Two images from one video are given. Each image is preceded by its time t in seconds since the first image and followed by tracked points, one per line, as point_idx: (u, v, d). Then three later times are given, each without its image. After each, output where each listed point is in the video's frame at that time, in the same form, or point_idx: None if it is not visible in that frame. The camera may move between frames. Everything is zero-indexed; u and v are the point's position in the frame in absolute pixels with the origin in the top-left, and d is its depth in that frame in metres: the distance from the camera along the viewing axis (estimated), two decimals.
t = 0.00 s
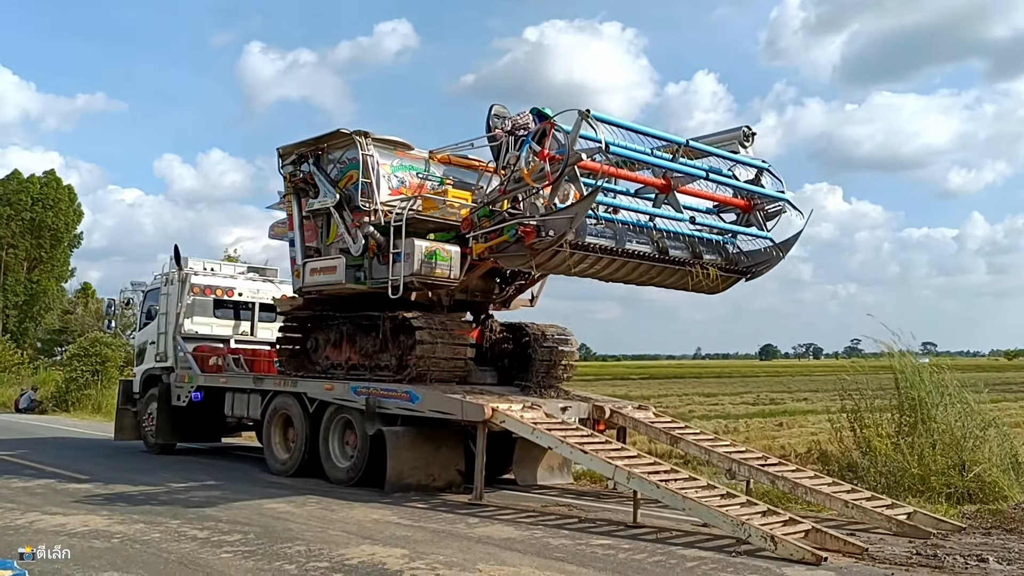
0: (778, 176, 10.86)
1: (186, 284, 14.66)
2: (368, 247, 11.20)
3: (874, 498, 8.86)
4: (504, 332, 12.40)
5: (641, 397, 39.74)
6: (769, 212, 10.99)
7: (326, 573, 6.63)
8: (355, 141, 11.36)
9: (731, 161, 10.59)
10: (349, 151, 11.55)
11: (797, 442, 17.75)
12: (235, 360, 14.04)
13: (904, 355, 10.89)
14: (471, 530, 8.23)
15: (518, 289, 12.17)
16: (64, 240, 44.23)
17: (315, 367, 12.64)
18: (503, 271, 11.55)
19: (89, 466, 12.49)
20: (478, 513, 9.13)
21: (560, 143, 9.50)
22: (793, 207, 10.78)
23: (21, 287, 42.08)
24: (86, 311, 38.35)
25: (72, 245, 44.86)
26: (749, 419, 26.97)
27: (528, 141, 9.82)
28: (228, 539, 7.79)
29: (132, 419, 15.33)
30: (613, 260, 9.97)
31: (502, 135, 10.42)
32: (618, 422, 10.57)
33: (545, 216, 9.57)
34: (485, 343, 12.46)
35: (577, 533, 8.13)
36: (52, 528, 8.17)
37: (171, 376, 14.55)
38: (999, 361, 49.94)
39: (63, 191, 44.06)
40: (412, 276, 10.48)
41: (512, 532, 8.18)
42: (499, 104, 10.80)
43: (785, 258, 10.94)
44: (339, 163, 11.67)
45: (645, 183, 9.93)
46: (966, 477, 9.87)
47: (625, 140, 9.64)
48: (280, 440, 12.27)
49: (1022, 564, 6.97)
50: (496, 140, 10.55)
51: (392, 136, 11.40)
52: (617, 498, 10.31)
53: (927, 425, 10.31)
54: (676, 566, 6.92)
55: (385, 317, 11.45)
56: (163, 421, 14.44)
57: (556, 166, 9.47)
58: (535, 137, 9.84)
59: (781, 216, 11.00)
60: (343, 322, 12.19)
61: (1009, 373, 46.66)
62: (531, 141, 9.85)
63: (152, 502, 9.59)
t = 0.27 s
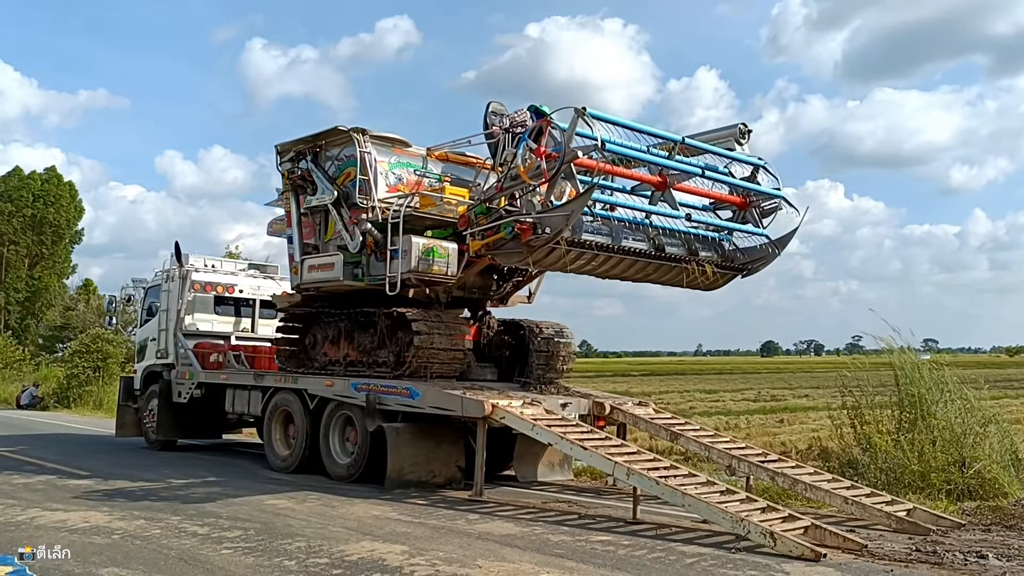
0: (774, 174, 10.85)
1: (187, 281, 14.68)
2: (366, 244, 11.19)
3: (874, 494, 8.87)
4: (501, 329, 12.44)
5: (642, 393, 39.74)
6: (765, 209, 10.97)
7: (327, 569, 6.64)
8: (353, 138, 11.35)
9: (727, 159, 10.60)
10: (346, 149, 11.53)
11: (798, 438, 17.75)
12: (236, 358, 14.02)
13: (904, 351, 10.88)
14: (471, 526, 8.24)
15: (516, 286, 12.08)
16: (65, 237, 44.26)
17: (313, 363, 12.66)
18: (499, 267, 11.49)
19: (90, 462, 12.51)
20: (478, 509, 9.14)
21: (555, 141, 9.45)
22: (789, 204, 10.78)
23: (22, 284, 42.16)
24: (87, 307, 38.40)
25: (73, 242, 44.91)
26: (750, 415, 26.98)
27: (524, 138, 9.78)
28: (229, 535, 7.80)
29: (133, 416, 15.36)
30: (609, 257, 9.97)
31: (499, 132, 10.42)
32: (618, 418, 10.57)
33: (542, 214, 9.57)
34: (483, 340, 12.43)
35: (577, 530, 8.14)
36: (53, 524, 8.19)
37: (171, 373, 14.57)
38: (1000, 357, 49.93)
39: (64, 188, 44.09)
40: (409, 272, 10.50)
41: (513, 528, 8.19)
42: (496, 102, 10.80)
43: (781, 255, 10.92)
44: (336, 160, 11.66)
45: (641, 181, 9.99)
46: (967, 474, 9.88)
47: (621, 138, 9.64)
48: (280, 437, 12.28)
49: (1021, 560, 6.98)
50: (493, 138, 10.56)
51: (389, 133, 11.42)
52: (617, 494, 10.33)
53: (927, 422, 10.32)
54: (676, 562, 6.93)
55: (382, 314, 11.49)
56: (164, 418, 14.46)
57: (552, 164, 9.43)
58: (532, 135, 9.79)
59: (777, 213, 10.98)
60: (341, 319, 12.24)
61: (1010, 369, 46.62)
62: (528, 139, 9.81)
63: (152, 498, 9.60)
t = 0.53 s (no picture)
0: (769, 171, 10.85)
1: (188, 280, 14.69)
2: (363, 242, 11.22)
3: (874, 491, 8.87)
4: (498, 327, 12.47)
5: (643, 390, 39.73)
6: (760, 207, 10.98)
7: (327, 567, 6.65)
8: (349, 137, 11.34)
9: (722, 157, 10.61)
10: (344, 148, 11.50)
11: (799, 435, 17.74)
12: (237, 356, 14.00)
13: (904, 349, 10.87)
14: (472, 524, 8.25)
15: (513, 284, 12.10)
16: (66, 236, 44.28)
17: (311, 362, 12.67)
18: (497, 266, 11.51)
19: (91, 461, 12.52)
20: (479, 507, 9.14)
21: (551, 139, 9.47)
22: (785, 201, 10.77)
23: (23, 283, 42.20)
24: (88, 306, 38.43)
25: (74, 240, 44.94)
26: (751, 412, 26.99)
27: (520, 137, 9.77)
28: (230, 533, 7.80)
29: (134, 415, 15.37)
30: (605, 255, 9.96)
31: (496, 131, 10.48)
32: (618, 416, 10.57)
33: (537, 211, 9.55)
34: (480, 338, 12.44)
35: (577, 527, 8.14)
36: (54, 523, 8.20)
37: (172, 372, 14.58)
38: (1002, 354, 49.88)
39: (63, 187, 44.10)
40: (406, 270, 10.49)
41: (513, 526, 8.19)
42: (493, 101, 10.81)
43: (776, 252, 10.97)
44: (334, 159, 11.65)
45: (636, 179, 10.03)
46: (967, 471, 9.87)
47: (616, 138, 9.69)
48: (281, 435, 12.29)
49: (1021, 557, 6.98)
50: (490, 137, 10.61)
51: (386, 132, 11.42)
52: (617, 492, 10.33)
53: (928, 419, 10.32)
54: (676, 560, 6.93)
55: (379, 312, 11.49)
56: (165, 417, 14.47)
57: (547, 162, 9.43)
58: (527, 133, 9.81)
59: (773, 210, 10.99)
60: (339, 317, 12.24)
61: (1011, 366, 46.59)
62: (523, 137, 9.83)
63: (153, 497, 9.61)
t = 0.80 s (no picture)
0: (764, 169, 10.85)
1: (188, 280, 14.70)
2: (361, 242, 11.22)
3: (875, 489, 8.87)
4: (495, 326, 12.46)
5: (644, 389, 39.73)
6: (755, 205, 10.98)
7: (329, 566, 6.65)
8: (347, 137, 11.37)
9: (718, 155, 10.61)
10: (342, 148, 11.55)
11: (800, 433, 17.74)
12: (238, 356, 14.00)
13: (904, 347, 10.88)
14: (473, 523, 8.25)
15: (510, 283, 12.11)
16: (66, 236, 44.32)
17: (309, 361, 12.66)
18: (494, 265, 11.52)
19: (92, 461, 12.52)
20: (480, 506, 9.14)
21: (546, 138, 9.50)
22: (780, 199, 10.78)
23: (24, 282, 42.22)
24: (89, 306, 38.46)
25: (74, 240, 44.98)
26: (752, 411, 26.99)
27: (515, 136, 9.80)
28: (231, 533, 7.80)
29: (134, 415, 15.37)
30: (601, 253, 9.96)
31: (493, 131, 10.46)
32: (618, 414, 10.58)
33: (532, 209, 9.57)
34: (478, 337, 12.47)
35: (578, 526, 8.14)
36: (55, 522, 8.19)
37: (173, 372, 14.58)
38: (1003, 352, 49.91)
39: (64, 186, 44.13)
40: (402, 269, 10.48)
41: (514, 525, 8.19)
42: (489, 101, 10.81)
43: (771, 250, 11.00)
44: (331, 159, 11.69)
45: (632, 177, 10.00)
46: (968, 469, 9.88)
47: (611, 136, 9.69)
48: (282, 434, 12.28)
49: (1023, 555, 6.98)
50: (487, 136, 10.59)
51: (383, 132, 11.43)
52: (617, 491, 10.32)
53: (928, 417, 10.33)
54: (678, 558, 6.93)
55: (377, 311, 11.50)
56: (165, 416, 14.48)
57: (542, 160, 9.44)
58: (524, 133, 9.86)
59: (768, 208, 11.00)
60: (337, 316, 12.23)
61: (1012, 364, 46.58)
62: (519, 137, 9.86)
63: (154, 497, 9.60)
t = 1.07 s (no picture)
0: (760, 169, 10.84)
1: (189, 279, 14.71)
2: (358, 242, 11.22)
3: (876, 489, 8.86)
4: (493, 325, 12.43)
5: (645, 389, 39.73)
6: (751, 205, 10.98)
7: (330, 566, 6.65)
8: (345, 137, 11.38)
9: (714, 155, 10.60)
10: (339, 148, 11.58)
11: (800, 433, 17.74)
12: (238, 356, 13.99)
13: (905, 347, 10.88)
14: (473, 523, 8.25)
15: (508, 283, 12.10)
16: (67, 235, 44.38)
17: (307, 360, 12.66)
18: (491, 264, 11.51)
19: (93, 460, 12.52)
20: (481, 506, 9.14)
21: (541, 137, 9.52)
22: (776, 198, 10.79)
23: (25, 282, 42.24)
24: (90, 305, 38.52)
25: (74, 240, 45.03)
26: (753, 411, 26.99)
27: (510, 136, 9.81)
28: (232, 532, 7.81)
29: (135, 415, 15.38)
30: (597, 253, 9.98)
31: (489, 131, 10.43)
32: (619, 414, 10.57)
33: (528, 209, 9.59)
34: (476, 336, 12.43)
35: (579, 526, 8.14)
36: (56, 522, 8.20)
37: (173, 371, 14.59)
38: (1003, 352, 50.02)
39: (64, 186, 44.15)
40: (400, 269, 10.50)
41: (515, 525, 8.19)
42: (487, 101, 10.81)
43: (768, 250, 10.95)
44: (329, 159, 11.70)
45: (628, 177, 10.00)
46: (969, 468, 9.88)
47: (606, 137, 9.64)
48: (283, 434, 12.29)
49: None
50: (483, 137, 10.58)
51: (381, 132, 11.44)
52: (618, 490, 10.32)
53: (929, 416, 10.33)
54: (679, 558, 6.93)
55: (375, 310, 11.52)
56: (166, 416, 14.48)
57: (538, 161, 9.47)
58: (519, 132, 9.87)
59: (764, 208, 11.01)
60: (335, 316, 12.22)
61: (1013, 364, 46.57)
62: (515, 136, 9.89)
63: (155, 496, 9.61)
